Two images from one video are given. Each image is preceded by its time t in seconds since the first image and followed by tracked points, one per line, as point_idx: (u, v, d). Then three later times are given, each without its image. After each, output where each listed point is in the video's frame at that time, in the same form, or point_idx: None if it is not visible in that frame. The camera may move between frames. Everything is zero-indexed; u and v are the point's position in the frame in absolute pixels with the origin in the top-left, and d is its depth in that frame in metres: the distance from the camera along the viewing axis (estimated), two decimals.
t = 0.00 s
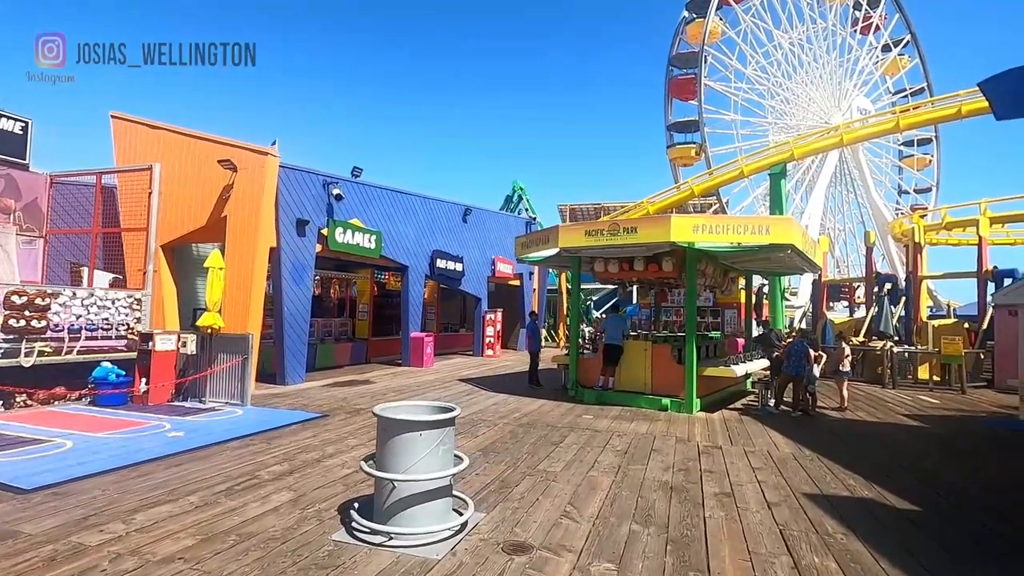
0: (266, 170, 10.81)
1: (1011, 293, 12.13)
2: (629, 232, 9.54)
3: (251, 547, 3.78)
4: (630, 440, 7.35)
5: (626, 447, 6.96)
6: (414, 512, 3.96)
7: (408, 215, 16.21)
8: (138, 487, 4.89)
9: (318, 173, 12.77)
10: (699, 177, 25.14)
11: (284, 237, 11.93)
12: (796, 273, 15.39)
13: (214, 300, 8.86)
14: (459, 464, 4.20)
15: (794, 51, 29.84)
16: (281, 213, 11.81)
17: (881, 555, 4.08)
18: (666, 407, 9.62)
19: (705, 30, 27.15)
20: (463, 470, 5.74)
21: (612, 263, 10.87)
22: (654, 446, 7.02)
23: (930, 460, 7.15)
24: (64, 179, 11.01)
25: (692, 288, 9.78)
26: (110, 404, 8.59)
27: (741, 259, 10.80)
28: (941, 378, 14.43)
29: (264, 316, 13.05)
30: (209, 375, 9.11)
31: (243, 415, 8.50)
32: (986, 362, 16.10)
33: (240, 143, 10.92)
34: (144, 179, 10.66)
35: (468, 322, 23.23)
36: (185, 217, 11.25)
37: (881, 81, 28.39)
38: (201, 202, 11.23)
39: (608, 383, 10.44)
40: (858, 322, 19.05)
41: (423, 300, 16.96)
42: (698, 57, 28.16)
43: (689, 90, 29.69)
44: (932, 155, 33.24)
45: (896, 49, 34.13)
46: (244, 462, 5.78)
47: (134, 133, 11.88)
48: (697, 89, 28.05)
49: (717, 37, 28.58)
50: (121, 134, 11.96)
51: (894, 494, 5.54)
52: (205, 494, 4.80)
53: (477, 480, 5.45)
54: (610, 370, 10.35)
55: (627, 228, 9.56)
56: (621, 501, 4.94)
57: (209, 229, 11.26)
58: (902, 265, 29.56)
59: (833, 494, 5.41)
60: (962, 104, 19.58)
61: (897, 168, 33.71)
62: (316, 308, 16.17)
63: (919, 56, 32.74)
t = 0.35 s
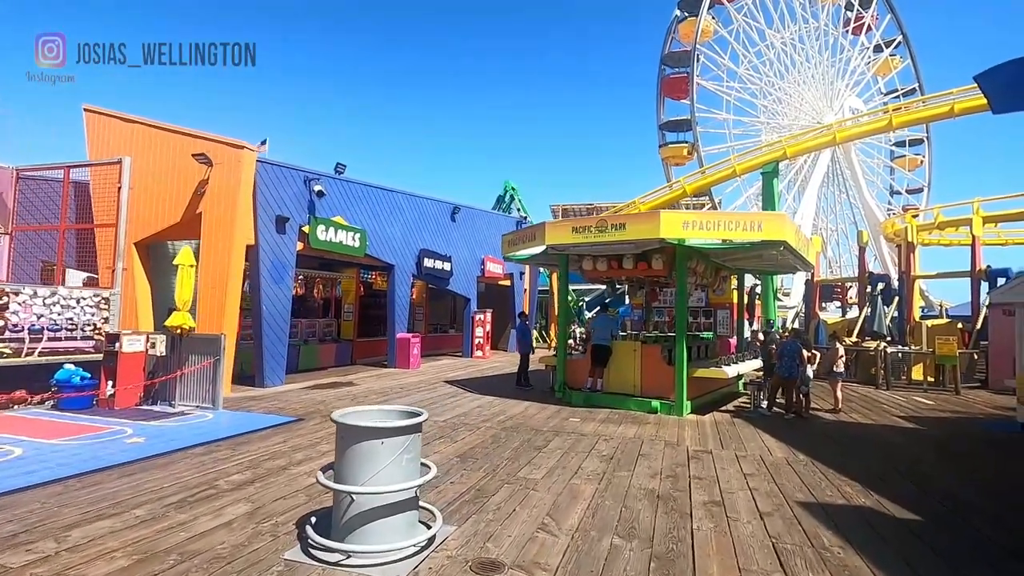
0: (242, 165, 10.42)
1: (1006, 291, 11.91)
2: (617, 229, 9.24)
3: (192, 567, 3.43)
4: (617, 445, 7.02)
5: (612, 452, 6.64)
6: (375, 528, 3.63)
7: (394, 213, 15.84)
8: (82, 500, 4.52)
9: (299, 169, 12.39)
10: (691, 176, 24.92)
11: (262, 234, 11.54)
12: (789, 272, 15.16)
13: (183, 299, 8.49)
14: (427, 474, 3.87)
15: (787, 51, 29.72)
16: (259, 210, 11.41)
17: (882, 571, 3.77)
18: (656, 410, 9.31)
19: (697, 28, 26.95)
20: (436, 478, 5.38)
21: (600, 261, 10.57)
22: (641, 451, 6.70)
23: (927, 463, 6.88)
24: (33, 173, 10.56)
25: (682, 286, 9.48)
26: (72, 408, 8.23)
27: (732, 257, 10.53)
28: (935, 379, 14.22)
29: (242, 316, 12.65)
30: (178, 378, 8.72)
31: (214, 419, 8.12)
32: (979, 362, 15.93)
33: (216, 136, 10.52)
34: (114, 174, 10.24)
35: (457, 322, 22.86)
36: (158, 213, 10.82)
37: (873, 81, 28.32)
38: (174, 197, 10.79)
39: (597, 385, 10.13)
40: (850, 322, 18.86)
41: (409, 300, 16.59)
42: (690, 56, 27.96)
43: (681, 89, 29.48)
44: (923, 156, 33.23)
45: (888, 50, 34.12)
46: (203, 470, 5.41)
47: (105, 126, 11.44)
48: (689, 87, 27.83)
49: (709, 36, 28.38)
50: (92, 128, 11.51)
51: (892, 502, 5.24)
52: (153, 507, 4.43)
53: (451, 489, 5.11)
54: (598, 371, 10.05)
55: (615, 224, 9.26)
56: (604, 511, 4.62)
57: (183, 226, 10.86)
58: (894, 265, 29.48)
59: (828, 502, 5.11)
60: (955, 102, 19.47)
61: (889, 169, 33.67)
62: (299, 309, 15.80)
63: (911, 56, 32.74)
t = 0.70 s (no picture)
0: (223, 162, 10.11)
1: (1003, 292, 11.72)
2: (607, 228, 8.98)
3: None
4: (605, 451, 6.75)
5: (600, 459, 6.37)
6: (335, 547, 3.34)
7: (383, 212, 15.55)
8: (27, 514, 4.22)
9: (284, 166, 12.07)
10: (686, 176, 24.72)
11: (245, 233, 11.22)
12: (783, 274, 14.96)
13: (158, 299, 8.16)
14: (394, 488, 3.59)
15: (781, 52, 29.60)
16: (242, 208, 11.09)
17: None
18: (647, 414, 9.05)
19: (691, 28, 26.77)
20: (412, 488, 5.10)
21: (590, 261, 10.31)
22: (630, 458, 6.44)
23: (926, 471, 6.63)
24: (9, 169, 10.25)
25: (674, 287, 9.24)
26: (39, 413, 7.87)
27: (726, 257, 10.29)
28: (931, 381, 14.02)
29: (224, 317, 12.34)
30: (153, 381, 8.44)
31: (188, 425, 7.81)
32: (975, 365, 15.75)
33: (196, 131, 10.22)
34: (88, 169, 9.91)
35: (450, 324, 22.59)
36: (137, 211, 10.48)
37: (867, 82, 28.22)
38: (150, 194, 10.47)
39: (587, 389, 9.87)
40: (846, 323, 18.67)
41: (399, 301, 16.30)
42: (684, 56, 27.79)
43: (676, 89, 29.30)
44: (918, 157, 33.16)
45: (883, 51, 34.07)
46: (166, 481, 5.11)
47: (80, 120, 11.10)
48: (683, 88, 27.65)
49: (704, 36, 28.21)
50: (70, 123, 11.17)
51: (891, 513, 4.98)
52: (104, 522, 4.13)
53: (426, 501, 4.82)
54: (588, 374, 9.80)
55: (605, 223, 9.01)
56: (587, 525, 4.34)
57: (163, 225, 10.53)
58: (889, 266, 29.36)
59: (824, 514, 4.85)
60: (951, 102, 19.32)
61: (884, 170, 33.60)
62: (285, 310, 15.51)
63: (905, 58, 32.69)
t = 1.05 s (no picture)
0: (198, 157, 9.78)
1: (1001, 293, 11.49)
2: (595, 226, 8.68)
3: None
4: (589, 458, 6.44)
5: (583, 466, 6.07)
6: (277, 571, 3.03)
7: (369, 210, 15.22)
8: None
9: (265, 162, 11.72)
10: (680, 176, 24.49)
11: (224, 232, 10.87)
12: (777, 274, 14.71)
13: (124, 298, 7.81)
14: (347, 502, 3.28)
15: (776, 51, 29.42)
16: (220, 205, 10.75)
17: None
18: (636, 418, 8.76)
19: (685, 27, 26.53)
20: (379, 500, 4.78)
21: (578, 259, 10.01)
22: (614, 465, 6.14)
23: (923, 479, 6.36)
24: None
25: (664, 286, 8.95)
26: None
27: (717, 256, 10.01)
28: (927, 384, 13.79)
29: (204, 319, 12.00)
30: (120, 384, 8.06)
31: (156, 430, 7.47)
32: (971, 367, 15.54)
33: (172, 126, 9.88)
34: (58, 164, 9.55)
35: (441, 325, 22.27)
36: (110, 208, 10.12)
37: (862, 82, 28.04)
38: (124, 190, 10.11)
39: (574, 392, 9.59)
40: (840, 324, 18.45)
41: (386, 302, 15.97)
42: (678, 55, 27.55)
43: (670, 88, 29.07)
44: (912, 158, 33.05)
45: (877, 52, 33.93)
46: (115, 492, 4.77)
47: (53, 114, 10.75)
48: (677, 87, 27.42)
49: (698, 35, 27.95)
50: (43, 117, 10.79)
51: (886, 526, 4.70)
52: (37, 540, 3.81)
53: (392, 513, 4.51)
54: (576, 377, 9.51)
55: (592, 221, 8.70)
56: (562, 540, 4.04)
57: (138, 223, 10.19)
58: (884, 268, 29.21)
59: (817, 527, 4.56)
60: (946, 100, 19.13)
61: (879, 171, 33.47)
62: (269, 310, 15.16)
63: (900, 58, 32.57)
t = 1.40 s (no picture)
0: (173, 151, 9.44)
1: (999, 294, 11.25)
2: (584, 223, 8.38)
3: None
4: (575, 467, 6.13)
5: (568, 476, 5.76)
6: None
7: (356, 208, 14.87)
8: None
9: (245, 158, 11.32)
10: (674, 176, 24.24)
11: (202, 230, 10.48)
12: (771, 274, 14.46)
13: (91, 298, 7.47)
14: (299, 524, 2.96)
15: (770, 51, 29.24)
16: (198, 201, 10.37)
17: None
18: (626, 422, 8.46)
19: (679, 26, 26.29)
20: (346, 514, 4.46)
21: (567, 259, 9.71)
22: (601, 474, 5.84)
23: (924, 487, 6.08)
24: None
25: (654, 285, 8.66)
26: None
27: (710, 255, 9.73)
28: (923, 386, 13.56)
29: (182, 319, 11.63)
30: (88, 388, 7.69)
31: (123, 437, 7.10)
32: (967, 369, 15.34)
33: (145, 119, 9.52)
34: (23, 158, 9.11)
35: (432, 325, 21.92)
36: (80, 203, 9.70)
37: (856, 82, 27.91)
38: (95, 186, 9.70)
39: (563, 395, 9.28)
40: (835, 326, 18.24)
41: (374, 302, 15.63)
42: (672, 54, 27.32)
43: (664, 87, 28.83)
44: (906, 159, 32.97)
45: (871, 52, 33.83)
46: (62, 508, 4.43)
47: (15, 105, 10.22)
48: (671, 86, 27.18)
49: (692, 33, 27.71)
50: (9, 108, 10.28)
51: (886, 540, 4.42)
52: None
53: (359, 529, 4.18)
54: (564, 380, 9.20)
55: (582, 218, 8.40)
56: (540, 560, 3.73)
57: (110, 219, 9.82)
58: (878, 269, 29.10)
59: (815, 543, 4.26)
60: (942, 100, 18.96)
61: (872, 172, 33.38)
62: (253, 310, 14.78)
63: (893, 59, 32.47)
